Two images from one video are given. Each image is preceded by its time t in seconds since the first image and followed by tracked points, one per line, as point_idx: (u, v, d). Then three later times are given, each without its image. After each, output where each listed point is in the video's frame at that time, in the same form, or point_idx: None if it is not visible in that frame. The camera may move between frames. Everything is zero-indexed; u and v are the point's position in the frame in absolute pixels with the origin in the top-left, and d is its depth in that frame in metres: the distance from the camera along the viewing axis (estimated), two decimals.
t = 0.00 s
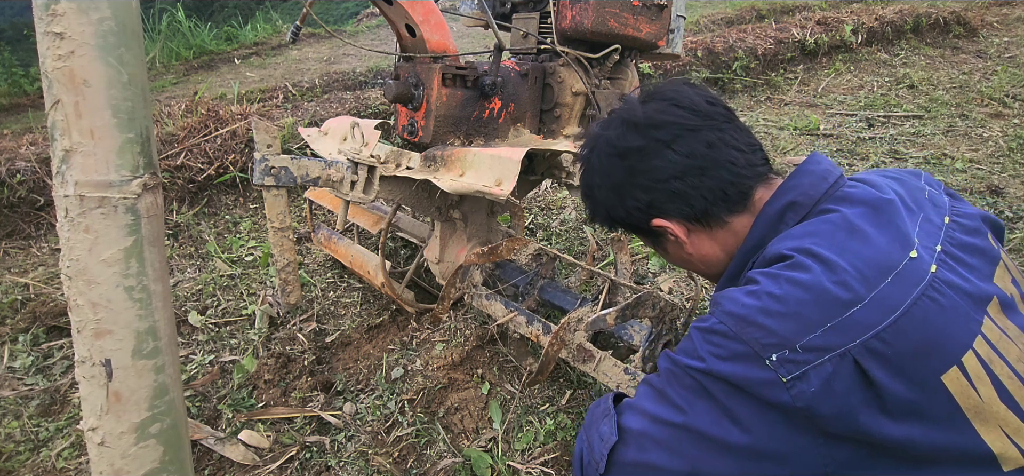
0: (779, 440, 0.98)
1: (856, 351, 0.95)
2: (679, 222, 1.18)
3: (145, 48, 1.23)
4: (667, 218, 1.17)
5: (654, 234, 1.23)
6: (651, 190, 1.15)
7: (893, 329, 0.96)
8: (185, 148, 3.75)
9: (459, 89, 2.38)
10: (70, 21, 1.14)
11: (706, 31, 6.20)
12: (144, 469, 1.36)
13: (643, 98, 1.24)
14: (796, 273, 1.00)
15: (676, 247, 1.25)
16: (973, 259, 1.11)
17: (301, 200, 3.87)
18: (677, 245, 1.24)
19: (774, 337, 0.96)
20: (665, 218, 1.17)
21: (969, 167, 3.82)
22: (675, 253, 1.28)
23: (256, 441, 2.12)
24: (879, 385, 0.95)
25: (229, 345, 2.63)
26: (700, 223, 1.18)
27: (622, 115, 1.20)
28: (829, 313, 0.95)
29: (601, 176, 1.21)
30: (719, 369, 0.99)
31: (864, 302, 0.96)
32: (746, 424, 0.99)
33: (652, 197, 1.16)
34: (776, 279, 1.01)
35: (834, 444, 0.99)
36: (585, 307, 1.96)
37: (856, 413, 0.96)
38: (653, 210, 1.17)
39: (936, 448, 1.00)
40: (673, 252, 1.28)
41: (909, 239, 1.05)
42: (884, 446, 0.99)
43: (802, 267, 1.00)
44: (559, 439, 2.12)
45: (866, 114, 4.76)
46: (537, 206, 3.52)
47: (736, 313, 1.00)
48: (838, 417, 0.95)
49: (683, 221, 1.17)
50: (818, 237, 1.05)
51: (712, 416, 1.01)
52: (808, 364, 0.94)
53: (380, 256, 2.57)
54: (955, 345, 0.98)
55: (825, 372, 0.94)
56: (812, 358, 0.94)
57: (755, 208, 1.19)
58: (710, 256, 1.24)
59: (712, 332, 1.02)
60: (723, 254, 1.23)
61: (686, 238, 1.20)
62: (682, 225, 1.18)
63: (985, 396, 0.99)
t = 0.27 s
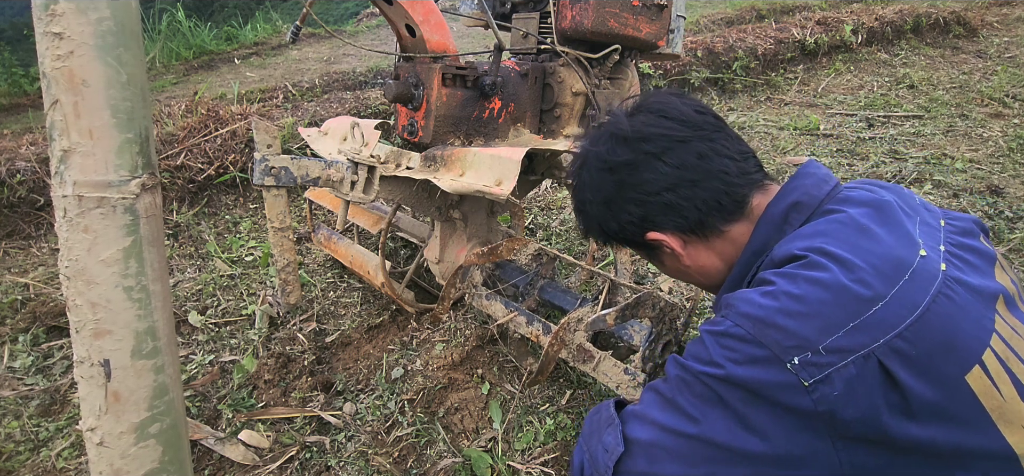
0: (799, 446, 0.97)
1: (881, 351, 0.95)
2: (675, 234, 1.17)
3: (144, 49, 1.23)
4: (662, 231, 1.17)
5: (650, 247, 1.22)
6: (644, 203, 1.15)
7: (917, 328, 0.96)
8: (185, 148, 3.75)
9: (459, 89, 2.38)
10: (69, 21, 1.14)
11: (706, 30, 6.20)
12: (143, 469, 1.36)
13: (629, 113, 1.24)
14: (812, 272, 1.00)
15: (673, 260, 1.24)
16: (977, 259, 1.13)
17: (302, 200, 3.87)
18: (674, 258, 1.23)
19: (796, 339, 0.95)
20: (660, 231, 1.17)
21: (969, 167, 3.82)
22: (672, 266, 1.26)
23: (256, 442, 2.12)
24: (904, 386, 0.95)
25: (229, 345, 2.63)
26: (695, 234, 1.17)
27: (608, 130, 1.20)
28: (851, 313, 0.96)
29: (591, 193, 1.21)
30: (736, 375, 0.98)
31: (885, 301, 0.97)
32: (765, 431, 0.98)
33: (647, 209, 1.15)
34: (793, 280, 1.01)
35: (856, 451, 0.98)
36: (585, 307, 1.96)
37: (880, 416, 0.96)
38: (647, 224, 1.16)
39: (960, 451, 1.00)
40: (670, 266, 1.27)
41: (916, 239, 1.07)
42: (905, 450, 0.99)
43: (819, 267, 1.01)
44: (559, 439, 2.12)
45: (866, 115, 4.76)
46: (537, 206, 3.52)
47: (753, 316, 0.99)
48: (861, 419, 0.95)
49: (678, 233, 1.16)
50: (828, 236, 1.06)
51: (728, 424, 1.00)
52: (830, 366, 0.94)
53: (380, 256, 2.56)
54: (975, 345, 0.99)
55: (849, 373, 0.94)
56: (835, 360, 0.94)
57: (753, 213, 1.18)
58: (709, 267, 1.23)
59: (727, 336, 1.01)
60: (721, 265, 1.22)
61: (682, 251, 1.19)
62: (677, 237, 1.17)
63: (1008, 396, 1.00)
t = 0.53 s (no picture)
0: None
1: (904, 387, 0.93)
2: (681, 245, 1.15)
3: (144, 49, 1.23)
4: (667, 242, 1.14)
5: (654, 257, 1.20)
6: (649, 212, 1.12)
7: (944, 362, 0.95)
8: (185, 148, 3.75)
9: (459, 89, 2.38)
10: (69, 21, 1.14)
11: (706, 30, 6.20)
12: (144, 469, 1.36)
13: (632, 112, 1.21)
14: (832, 298, 0.97)
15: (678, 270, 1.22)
16: (1000, 279, 1.13)
17: (301, 200, 3.87)
18: (679, 268, 1.21)
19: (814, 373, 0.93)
20: (666, 242, 1.14)
21: (969, 167, 3.82)
22: (676, 275, 1.25)
23: (256, 442, 2.12)
24: (925, 421, 0.95)
25: (229, 345, 2.63)
26: (702, 245, 1.15)
27: (612, 131, 1.17)
28: (873, 345, 0.94)
29: (593, 199, 1.18)
30: (745, 406, 0.97)
31: (911, 332, 0.95)
32: (772, 464, 0.98)
33: (651, 218, 1.12)
34: (811, 305, 0.98)
35: None
36: (585, 307, 1.96)
37: (898, 451, 0.96)
38: (652, 233, 1.14)
39: None
40: (675, 275, 1.25)
41: (942, 260, 1.05)
42: None
43: (839, 294, 0.98)
44: (559, 439, 2.12)
45: (866, 114, 4.76)
46: (537, 206, 3.52)
47: (767, 345, 0.97)
48: (877, 454, 0.95)
49: (684, 244, 1.14)
50: (851, 256, 1.03)
51: (734, 456, 0.99)
52: (848, 403, 0.93)
53: (380, 256, 2.56)
54: (998, 376, 0.99)
55: (868, 410, 0.93)
56: (854, 396, 0.93)
57: (767, 226, 1.16)
58: (717, 279, 1.21)
59: (738, 364, 1.00)
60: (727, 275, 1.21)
61: (688, 261, 1.18)
62: (683, 248, 1.15)
63: None
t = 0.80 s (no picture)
0: None
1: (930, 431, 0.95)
2: (691, 267, 1.13)
3: (145, 48, 1.23)
4: (677, 263, 1.13)
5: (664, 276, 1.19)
6: (660, 233, 1.10)
7: (974, 408, 0.96)
8: (185, 148, 3.75)
9: (459, 89, 2.38)
10: (70, 21, 1.14)
11: (706, 31, 6.20)
12: (144, 469, 1.36)
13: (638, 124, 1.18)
14: (858, 337, 0.96)
15: (688, 290, 1.21)
16: None
17: (301, 200, 3.87)
18: (689, 288, 1.20)
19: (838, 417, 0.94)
20: (676, 264, 1.13)
21: (969, 167, 3.82)
22: (684, 295, 1.24)
23: (256, 442, 2.12)
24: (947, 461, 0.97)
25: (229, 345, 2.63)
26: (713, 267, 1.14)
27: (620, 147, 1.14)
28: (902, 390, 0.94)
29: (599, 215, 1.16)
30: (762, 448, 0.97)
31: (941, 376, 0.95)
32: None
33: (661, 239, 1.11)
34: (836, 342, 0.96)
35: None
36: (585, 307, 1.96)
37: None
38: (661, 253, 1.12)
39: None
40: (684, 294, 1.24)
41: (973, 290, 1.04)
42: None
43: (865, 331, 0.96)
44: (559, 439, 2.12)
45: (866, 114, 4.76)
46: (537, 206, 3.52)
47: (788, 387, 0.96)
48: None
49: (695, 267, 1.13)
50: (878, 287, 1.01)
51: None
52: (872, 449, 0.95)
53: (380, 256, 2.56)
54: None
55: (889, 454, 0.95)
56: (878, 443, 0.95)
57: (781, 250, 1.15)
58: (727, 299, 1.20)
59: (755, 403, 0.99)
60: (737, 295, 1.20)
61: (699, 282, 1.17)
62: (693, 269, 1.14)
63: None
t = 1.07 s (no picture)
0: None
1: (950, 442, 0.95)
2: (702, 262, 1.10)
3: (145, 48, 1.23)
4: (688, 256, 1.10)
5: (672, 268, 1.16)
6: (677, 224, 1.06)
7: (990, 416, 0.96)
8: (185, 148, 3.75)
9: (459, 89, 2.38)
10: (71, 21, 1.14)
11: (706, 31, 6.20)
12: (144, 469, 1.36)
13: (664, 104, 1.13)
14: (877, 348, 0.94)
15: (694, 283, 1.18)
16: None
17: (302, 200, 3.87)
18: (695, 281, 1.17)
19: (857, 432, 0.93)
20: (688, 257, 1.10)
21: (969, 167, 3.82)
22: (689, 286, 1.21)
23: (256, 442, 2.12)
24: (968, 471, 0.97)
25: (229, 345, 2.63)
26: (726, 263, 1.11)
27: (646, 129, 1.09)
28: (920, 402, 0.93)
29: (614, 197, 1.11)
30: (784, 466, 0.96)
31: (958, 385, 0.95)
32: None
33: (677, 229, 1.07)
34: (853, 354, 0.95)
35: None
36: (585, 307, 1.97)
37: None
38: (675, 245, 1.09)
39: None
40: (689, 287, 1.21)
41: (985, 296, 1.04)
42: None
43: (882, 341, 0.95)
44: (559, 439, 2.12)
45: (866, 114, 4.76)
46: (537, 206, 3.52)
47: (808, 403, 0.95)
48: None
49: (707, 262, 1.10)
50: (893, 295, 1.00)
51: None
52: (893, 461, 0.94)
53: (380, 256, 2.56)
54: None
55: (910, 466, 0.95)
56: (898, 455, 0.94)
57: (797, 252, 1.12)
58: (734, 295, 1.18)
59: (774, 420, 0.98)
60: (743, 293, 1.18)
61: (707, 277, 1.14)
62: (704, 264, 1.11)
63: None
